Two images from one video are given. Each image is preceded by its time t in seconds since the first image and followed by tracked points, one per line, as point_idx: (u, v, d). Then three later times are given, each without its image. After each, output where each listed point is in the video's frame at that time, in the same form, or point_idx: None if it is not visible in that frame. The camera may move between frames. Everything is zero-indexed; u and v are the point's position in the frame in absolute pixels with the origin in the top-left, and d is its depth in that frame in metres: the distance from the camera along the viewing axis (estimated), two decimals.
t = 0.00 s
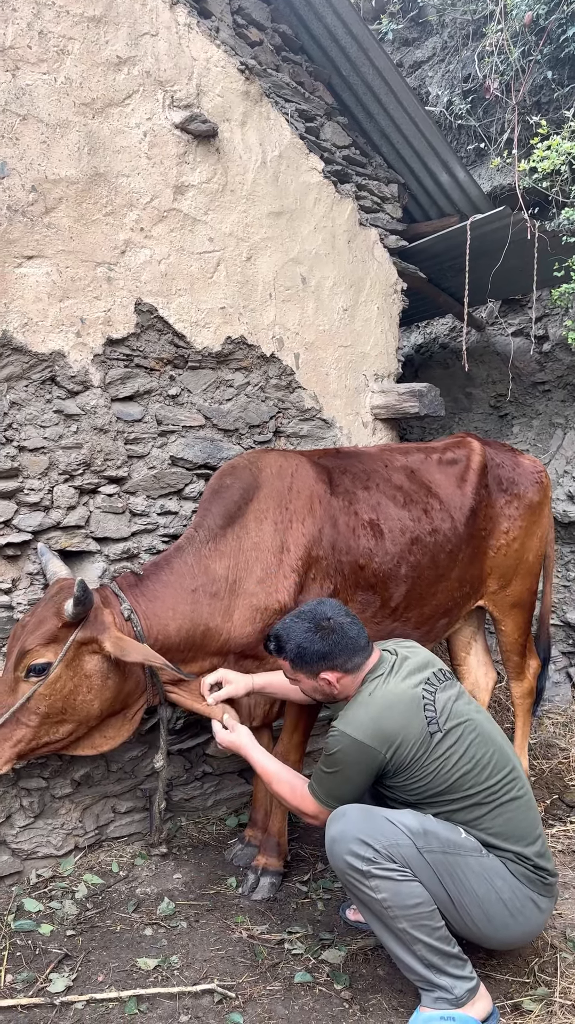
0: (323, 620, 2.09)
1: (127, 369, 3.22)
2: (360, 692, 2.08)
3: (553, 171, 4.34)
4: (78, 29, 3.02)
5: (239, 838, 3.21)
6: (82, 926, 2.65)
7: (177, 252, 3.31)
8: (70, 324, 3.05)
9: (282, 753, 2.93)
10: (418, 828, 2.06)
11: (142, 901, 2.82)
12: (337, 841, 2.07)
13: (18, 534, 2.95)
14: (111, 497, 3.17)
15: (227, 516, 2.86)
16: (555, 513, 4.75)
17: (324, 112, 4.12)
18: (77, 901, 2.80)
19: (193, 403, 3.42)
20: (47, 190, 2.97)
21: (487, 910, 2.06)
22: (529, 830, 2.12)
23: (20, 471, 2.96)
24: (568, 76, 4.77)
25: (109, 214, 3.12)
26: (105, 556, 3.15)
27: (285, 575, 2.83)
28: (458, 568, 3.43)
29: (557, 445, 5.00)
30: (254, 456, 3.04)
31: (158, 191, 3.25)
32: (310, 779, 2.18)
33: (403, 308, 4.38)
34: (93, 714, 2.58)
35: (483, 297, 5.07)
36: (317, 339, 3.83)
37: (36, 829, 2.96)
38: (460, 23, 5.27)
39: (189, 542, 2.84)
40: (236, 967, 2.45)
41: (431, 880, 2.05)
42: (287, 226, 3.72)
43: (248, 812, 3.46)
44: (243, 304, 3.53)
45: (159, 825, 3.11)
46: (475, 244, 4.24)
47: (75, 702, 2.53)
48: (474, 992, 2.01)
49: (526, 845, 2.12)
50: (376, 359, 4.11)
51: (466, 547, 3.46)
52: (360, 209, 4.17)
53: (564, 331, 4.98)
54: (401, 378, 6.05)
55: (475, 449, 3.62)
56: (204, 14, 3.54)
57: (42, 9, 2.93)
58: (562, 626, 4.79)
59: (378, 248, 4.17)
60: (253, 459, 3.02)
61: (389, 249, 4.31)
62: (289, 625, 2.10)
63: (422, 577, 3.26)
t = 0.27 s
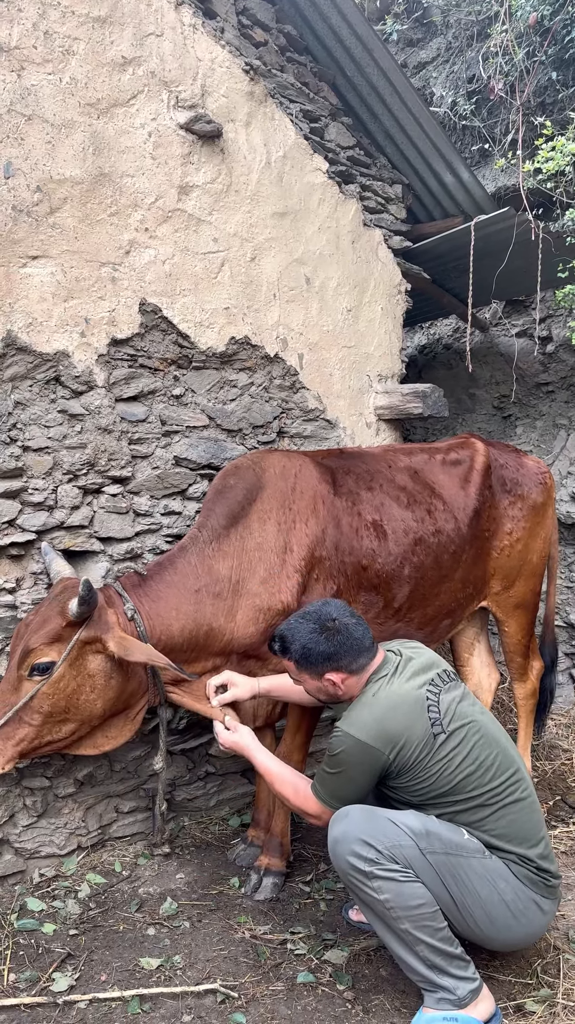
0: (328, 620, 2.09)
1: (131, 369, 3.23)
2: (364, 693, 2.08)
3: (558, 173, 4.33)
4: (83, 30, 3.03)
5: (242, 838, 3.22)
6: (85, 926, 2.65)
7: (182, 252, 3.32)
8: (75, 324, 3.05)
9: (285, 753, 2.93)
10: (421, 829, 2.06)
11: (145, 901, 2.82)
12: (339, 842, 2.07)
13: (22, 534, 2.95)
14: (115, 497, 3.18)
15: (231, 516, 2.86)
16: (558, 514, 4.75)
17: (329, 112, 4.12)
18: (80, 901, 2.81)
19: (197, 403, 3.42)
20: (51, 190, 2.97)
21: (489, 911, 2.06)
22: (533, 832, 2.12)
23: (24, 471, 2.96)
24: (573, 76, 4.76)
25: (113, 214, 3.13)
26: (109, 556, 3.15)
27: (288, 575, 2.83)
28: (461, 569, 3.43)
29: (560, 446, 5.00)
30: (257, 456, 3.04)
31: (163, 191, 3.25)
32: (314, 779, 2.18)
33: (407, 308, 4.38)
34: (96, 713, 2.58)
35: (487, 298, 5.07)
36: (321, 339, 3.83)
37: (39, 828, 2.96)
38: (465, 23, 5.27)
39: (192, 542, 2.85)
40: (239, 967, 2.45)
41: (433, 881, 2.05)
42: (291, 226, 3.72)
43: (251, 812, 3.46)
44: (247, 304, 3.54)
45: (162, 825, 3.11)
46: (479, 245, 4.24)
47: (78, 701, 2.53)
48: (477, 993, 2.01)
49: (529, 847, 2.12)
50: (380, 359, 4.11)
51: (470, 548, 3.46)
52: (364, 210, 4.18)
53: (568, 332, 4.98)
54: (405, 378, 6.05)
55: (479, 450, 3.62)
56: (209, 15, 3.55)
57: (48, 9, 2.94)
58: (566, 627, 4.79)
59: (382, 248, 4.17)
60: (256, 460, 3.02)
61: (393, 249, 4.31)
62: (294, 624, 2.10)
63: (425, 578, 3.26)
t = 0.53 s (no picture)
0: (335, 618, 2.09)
1: (136, 369, 3.23)
2: (370, 693, 2.08)
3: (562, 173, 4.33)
4: (89, 30, 3.03)
5: (245, 838, 3.22)
6: (87, 925, 2.65)
7: (186, 252, 3.32)
8: (79, 324, 3.05)
9: (288, 754, 2.93)
10: (425, 830, 2.06)
11: (147, 900, 2.82)
12: (344, 842, 2.07)
13: (26, 533, 2.95)
14: (119, 497, 3.18)
15: (234, 516, 2.87)
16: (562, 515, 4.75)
17: (333, 112, 4.12)
18: (83, 900, 2.81)
19: (201, 403, 3.42)
20: (56, 190, 2.98)
21: (493, 913, 2.06)
22: (536, 834, 2.12)
23: (28, 471, 2.96)
24: None
25: (118, 214, 3.13)
26: (113, 555, 3.15)
27: (291, 576, 2.83)
28: (465, 570, 3.43)
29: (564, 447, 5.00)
30: (261, 456, 3.04)
31: (168, 191, 3.25)
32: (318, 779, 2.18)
33: (411, 309, 4.37)
34: (99, 713, 2.58)
35: (491, 298, 5.06)
36: (325, 339, 3.83)
37: (42, 827, 2.97)
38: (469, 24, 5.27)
39: (196, 542, 2.85)
40: (242, 967, 2.45)
41: (437, 882, 2.05)
42: (296, 226, 3.72)
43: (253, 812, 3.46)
44: (251, 304, 3.54)
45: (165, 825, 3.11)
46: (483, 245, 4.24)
47: (82, 701, 2.53)
48: (480, 994, 2.01)
49: (533, 849, 2.11)
50: (384, 359, 4.11)
51: (473, 549, 3.46)
52: (369, 210, 4.18)
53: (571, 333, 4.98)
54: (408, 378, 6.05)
55: (483, 450, 3.62)
56: (214, 15, 3.55)
57: (53, 10, 2.95)
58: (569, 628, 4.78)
59: (386, 249, 4.17)
60: (260, 460, 3.02)
61: (397, 250, 4.31)
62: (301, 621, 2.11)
63: (429, 578, 3.26)
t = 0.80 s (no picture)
0: (346, 610, 2.10)
1: (141, 367, 3.23)
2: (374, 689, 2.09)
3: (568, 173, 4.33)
4: (94, 28, 3.03)
5: (249, 837, 3.22)
6: (92, 923, 2.66)
7: (191, 251, 3.32)
8: (84, 323, 3.05)
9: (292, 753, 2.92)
10: (427, 830, 2.06)
11: (152, 899, 2.83)
12: (346, 844, 2.08)
13: (31, 532, 2.96)
14: (124, 495, 3.18)
15: (239, 515, 2.87)
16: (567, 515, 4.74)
17: (338, 111, 4.12)
18: (87, 898, 2.81)
19: (207, 402, 3.42)
20: (62, 189, 2.98)
21: (497, 913, 2.06)
22: (540, 833, 2.11)
23: (34, 470, 2.96)
24: None
25: (123, 212, 3.13)
26: (118, 554, 3.15)
27: (296, 575, 2.83)
28: (470, 569, 3.43)
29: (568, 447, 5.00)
30: (265, 456, 3.04)
31: (173, 190, 3.25)
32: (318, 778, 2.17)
33: (416, 308, 4.37)
34: (103, 711, 2.58)
35: (496, 297, 5.06)
36: (330, 338, 3.83)
37: (47, 825, 2.97)
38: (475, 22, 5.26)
39: (201, 541, 2.85)
40: (246, 965, 2.45)
41: (440, 882, 2.05)
42: (301, 225, 3.72)
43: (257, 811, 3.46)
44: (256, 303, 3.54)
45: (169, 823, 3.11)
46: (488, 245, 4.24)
47: (87, 699, 2.53)
48: (485, 994, 2.01)
49: (537, 849, 2.11)
50: (388, 359, 4.10)
51: (478, 548, 3.45)
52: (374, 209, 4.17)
53: None
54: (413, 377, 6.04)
55: (488, 450, 3.61)
56: (219, 14, 3.55)
57: (59, 8, 2.95)
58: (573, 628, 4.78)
59: (391, 248, 4.16)
60: (264, 459, 3.02)
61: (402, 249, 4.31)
62: (312, 610, 2.12)
63: (433, 577, 3.26)
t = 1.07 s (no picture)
0: (358, 602, 2.11)
1: (145, 365, 3.22)
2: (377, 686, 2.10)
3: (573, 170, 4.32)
4: (99, 25, 3.03)
5: (253, 835, 3.22)
6: (96, 920, 2.66)
7: (196, 248, 3.31)
8: (89, 321, 3.05)
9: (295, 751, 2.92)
10: (422, 830, 2.06)
11: (156, 896, 2.83)
12: (341, 847, 2.10)
13: (36, 530, 2.96)
14: (129, 493, 3.18)
15: (242, 513, 2.87)
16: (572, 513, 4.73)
17: (343, 109, 4.11)
18: (91, 896, 2.82)
19: (211, 400, 3.42)
20: (66, 187, 2.98)
21: (495, 912, 2.06)
22: (541, 835, 2.09)
23: (38, 468, 2.96)
24: None
25: (128, 210, 3.13)
26: (122, 552, 3.15)
27: (299, 572, 2.83)
28: (473, 568, 3.42)
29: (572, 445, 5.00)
30: (268, 455, 3.04)
31: (178, 187, 3.25)
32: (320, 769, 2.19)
33: (420, 305, 4.36)
34: (107, 709, 2.58)
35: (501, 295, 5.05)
36: (334, 336, 3.82)
37: (51, 823, 2.97)
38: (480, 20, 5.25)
39: (203, 539, 2.85)
40: (250, 963, 2.45)
41: (437, 882, 2.06)
42: (305, 223, 3.71)
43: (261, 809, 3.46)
44: (261, 301, 3.53)
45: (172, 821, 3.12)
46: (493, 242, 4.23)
47: (91, 697, 2.53)
48: (488, 992, 2.01)
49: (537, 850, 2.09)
50: (393, 356, 4.09)
51: (482, 546, 3.44)
52: (378, 207, 4.16)
53: None
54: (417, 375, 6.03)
55: (492, 449, 3.59)
56: (224, 11, 3.54)
57: (64, 6, 2.95)
58: None
59: (396, 246, 4.15)
60: (267, 458, 3.02)
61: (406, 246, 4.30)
62: (323, 599, 2.12)
63: (437, 576, 3.25)
